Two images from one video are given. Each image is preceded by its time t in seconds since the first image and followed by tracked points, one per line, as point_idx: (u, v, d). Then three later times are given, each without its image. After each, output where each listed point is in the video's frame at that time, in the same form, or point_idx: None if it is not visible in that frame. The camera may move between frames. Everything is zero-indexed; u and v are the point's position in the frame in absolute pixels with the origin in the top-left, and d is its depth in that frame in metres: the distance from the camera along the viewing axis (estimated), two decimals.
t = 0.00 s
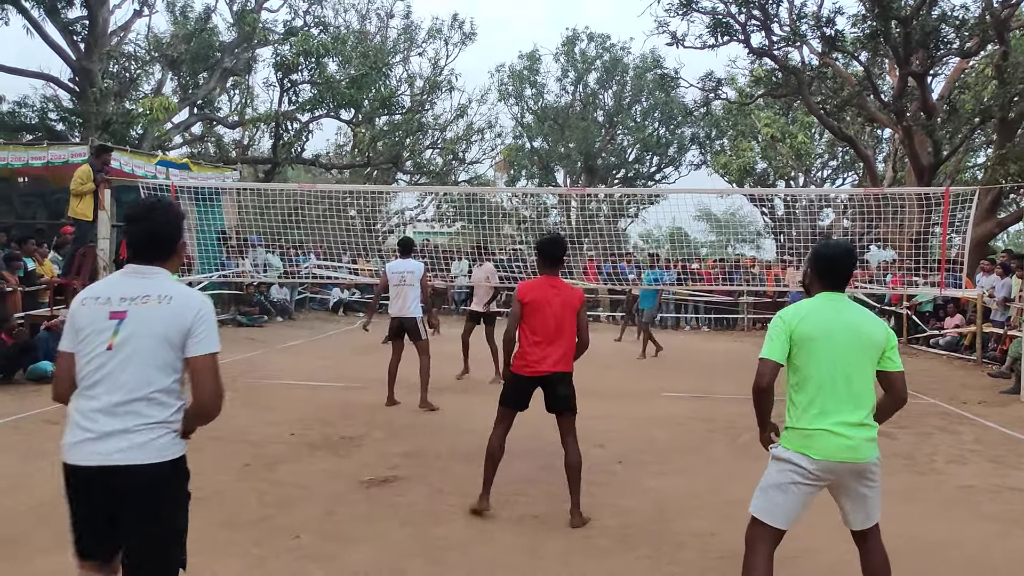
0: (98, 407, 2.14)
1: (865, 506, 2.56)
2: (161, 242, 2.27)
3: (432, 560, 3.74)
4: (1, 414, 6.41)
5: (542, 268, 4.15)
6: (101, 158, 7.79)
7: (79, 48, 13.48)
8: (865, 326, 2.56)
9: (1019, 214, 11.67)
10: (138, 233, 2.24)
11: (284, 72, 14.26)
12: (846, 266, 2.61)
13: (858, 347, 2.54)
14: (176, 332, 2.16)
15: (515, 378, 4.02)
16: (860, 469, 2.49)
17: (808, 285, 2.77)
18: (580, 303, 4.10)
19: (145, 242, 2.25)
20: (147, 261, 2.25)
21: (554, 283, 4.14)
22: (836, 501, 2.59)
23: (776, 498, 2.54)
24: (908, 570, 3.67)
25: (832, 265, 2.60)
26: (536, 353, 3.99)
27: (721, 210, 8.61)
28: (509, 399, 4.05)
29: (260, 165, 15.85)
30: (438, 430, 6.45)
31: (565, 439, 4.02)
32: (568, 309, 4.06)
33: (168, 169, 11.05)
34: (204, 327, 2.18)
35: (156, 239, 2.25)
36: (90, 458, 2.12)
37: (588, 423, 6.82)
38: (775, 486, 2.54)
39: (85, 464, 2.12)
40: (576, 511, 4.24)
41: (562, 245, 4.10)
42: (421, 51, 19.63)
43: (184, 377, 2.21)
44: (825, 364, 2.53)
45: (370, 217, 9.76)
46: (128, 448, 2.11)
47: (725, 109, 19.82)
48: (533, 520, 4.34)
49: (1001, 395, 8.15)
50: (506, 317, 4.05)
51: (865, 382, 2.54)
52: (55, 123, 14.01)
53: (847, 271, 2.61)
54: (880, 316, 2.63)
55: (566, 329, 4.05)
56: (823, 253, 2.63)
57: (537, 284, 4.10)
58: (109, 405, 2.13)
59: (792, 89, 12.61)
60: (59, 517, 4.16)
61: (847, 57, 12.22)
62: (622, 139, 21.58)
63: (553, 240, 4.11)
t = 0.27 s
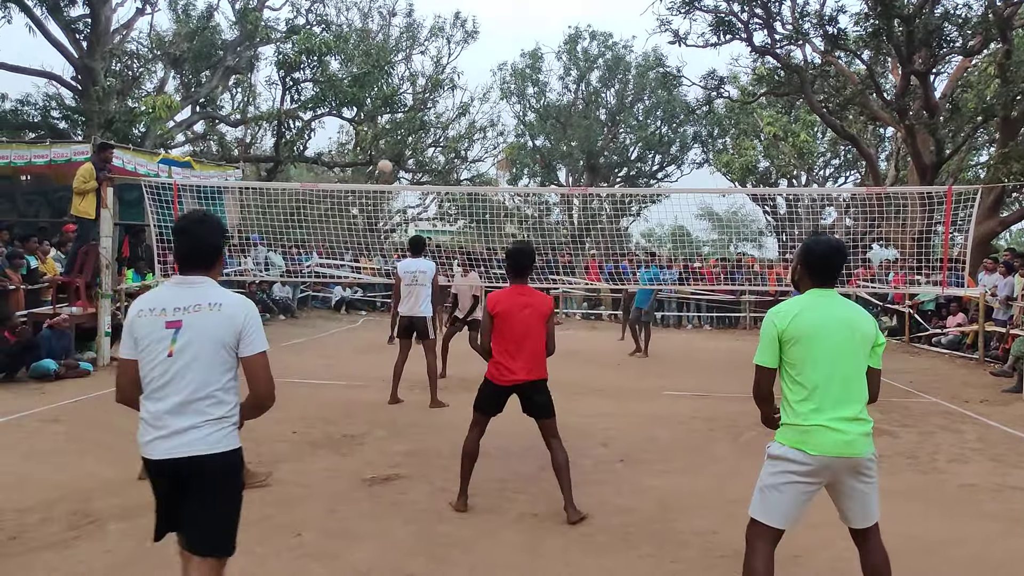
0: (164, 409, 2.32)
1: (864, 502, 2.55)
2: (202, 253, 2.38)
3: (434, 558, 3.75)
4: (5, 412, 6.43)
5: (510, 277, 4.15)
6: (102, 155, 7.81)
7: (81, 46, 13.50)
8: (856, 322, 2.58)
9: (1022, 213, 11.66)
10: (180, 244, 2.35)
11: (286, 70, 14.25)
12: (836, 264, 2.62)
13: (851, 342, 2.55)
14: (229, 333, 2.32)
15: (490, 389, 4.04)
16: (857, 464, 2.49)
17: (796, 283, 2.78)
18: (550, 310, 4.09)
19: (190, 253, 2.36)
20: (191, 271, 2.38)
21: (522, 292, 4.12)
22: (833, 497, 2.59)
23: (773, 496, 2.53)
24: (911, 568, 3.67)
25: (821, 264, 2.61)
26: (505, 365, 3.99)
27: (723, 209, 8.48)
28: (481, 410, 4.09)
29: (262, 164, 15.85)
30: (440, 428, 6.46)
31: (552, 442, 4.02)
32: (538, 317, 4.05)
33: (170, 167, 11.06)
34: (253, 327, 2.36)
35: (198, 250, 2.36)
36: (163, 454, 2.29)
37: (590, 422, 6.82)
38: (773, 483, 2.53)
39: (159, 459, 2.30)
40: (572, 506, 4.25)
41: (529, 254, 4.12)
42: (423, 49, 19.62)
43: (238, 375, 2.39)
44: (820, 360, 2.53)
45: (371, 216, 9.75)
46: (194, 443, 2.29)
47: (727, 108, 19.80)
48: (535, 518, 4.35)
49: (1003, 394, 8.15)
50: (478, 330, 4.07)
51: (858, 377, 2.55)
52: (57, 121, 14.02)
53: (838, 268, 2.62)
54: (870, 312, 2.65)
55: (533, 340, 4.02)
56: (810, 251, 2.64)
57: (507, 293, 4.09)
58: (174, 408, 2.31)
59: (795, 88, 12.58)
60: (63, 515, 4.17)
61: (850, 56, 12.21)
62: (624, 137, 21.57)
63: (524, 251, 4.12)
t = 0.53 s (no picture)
0: (201, 389, 2.54)
1: (863, 500, 2.55)
2: (236, 243, 2.59)
3: (435, 556, 3.75)
4: (6, 410, 6.43)
5: (513, 271, 4.12)
6: (102, 152, 7.78)
7: (82, 44, 13.52)
8: (856, 320, 2.57)
9: None
10: (218, 235, 2.58)
11: (287, 69, 14.24)
12: (837, 262, 2.60)
13: (851, 339, 2.55)
14: (258, 319, 2.51)
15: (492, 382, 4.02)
16: (855, 462, 2.49)
17: (796, 279, 2.77)
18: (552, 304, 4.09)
19: (226, 244, 2.58)
20: (229, 259, 2.59)
21: (526, 285, 4.11)
22: (831, 496, 2.59)
23: (775, 494, 2.52)
24: (913, 567, 3.67)
25: (823, 261, 2.58)
26: (509, 357, 3.99)
27: (725, 207, 8.48)
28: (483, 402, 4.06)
29: (263, 162, 15.86)
30: (441, 427, 6.45)
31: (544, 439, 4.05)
32: (541, 311, 4.05)
33: (171, 166, 11.06)
34: (281, 312, 2.53)
35: (230, 241, 2.57)
36: (199, 428, 2.52)
37: (591, 420, 6.82)
38: (774, 481, 2.52)
39: (195, 432, 2.52)
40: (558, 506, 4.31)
41: (532, 248, 4.08)
42: (424, 48, 19.63)
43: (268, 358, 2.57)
44: (819, 358, 2.53)
45: (372, 214, 9.85)
46: (226, 420, 2.50)
47: (728, 106, 19.79)
48: (536, 517, 4.34)
49: (1005, 393, 8.14)
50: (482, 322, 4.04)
51: (857, 374, 2.55)
52: (59, 120, 14.02)
53: (838, 265, 2.60)
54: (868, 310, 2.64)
55: (537, 333, 4.04)
56: (812, 247, 2.62)
57: (510, 285, 4.09)
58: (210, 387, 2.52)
59: (796, 86, 12.56)
60: (64, 513, 4.16)
61: (852, 54, 12.20)
62: (625, 136, 21.57)
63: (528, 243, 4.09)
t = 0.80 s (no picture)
0: (238, 388, 2.59)
1: (863, 499, 2.54)
2: (274, 247, 2.64)
3: (436, 555, 3.74)
4: (7, 409, 6.44)
5: (539, 266, 4.08)
6: (102, 151, 7.79)
7: (83, 43, 13.53)
8: (854, 318, 2.57)
9: None
10: (252, 239, 2.62)
11: (288, 67, 14.23)
12: (835, 259, 2.58)
13: (850, 338, 2.55)
14: (297, 321, 2.59)
15: (519, 376, 4.00)
16: (854, 460, 2.49)
17: (794, 275, 2.75)
18: (579, 300, 4.07)
19: (261, 248, 2.62)
20: (266, 263, 2.64)
21: (552, 280, 4.08)
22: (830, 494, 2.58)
23: (774, 493, 2.51)
24: (914, 566, 3.67)
25: (821, 258, 2.57)
26: (537, 354, 3.97)
27: (726, 207, 8.51)
28: (507, 398, 4.01)
29: (263, 161, 15.86)
30: (442, 426, 6.46)
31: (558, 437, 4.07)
32: (568, 308, 4.03)
33: (171, 165, 11.08)
34: (316, 315, 2.61)
35: (270, 246, 2.62)
36: (241, 427, 2.56)
37: (592, 419, 6.81)
38: (772, 480, 2.52)
39: (236, 429, 2.57)
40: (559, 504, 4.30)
41: (562, 244, 4.04)
42: (424, 47, 19.63)
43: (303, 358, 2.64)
44: (819, 356, 2.52)
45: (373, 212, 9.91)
46: (269, 417, 2.56)
47: (729, 105, 19.77)
48: (536, 516, 4.34)
49: (1006, 392, 8.13)
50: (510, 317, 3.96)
51: (856, 373, 2.55)
52: (59, 119, 14.02)
53: (835, 262, 2.58)
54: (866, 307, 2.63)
55: (563, 329, 4.04)
56: (810, 245, 2.60)
57: (537, 280, 4.05)
58: (246, 387, 2.57)
59: (797, 85, 12.55)
60: (65, 512, 4.16)
61: (852, 53, 12.20)
62: (626, 135, 21.56)
63: (554, 238, 4.04)
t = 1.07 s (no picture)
0: (248, 380, 2.59)
1: (863, 499, 2.53)
2: (287, 242, 2.68)
3: (435, 555, 3.74)
4: (6, 408, 6.43)
5: (553, 262, 4.00)
6: (101, 150, 7.78)
7: (82, 42, 13.53)
8: (849, 316, 2.55)
9: None
10: (266, 235, 2.66)
11: (287, 66, 14.23)
12: (833, 258, 2.56)
13: (845, 335, 2.54)
14: (308, 314, 2.63)
15: (539, 375, 3.93)
16: (852, 458, 2.48)
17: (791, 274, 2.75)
18: (595, 295, 4.02)
19: (273, 243, 2.66)
20: (278, 258, 2.68)
21: (567, 276, 4.01)
22: (830, 493, 2.57)
23: (773, 493, 2.51)
24: (914, 566, 3.66)
25: (817, 258, 2.56)
26: (557, 353, 3.92)
27: (724, 206, 8.56)
28: (530, 400, 3.95)
29: (262, 160, 15.86)
30: (441, 425, 6.46)
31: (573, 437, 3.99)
32: (585, 303, 3.97)
33: (170, 164, 11.07)
34: (327, 308, 2.66)
35: (283, 242, 2.67)
36: (251, 416, 2.57)
37: (592, 418, 6.81)
38: (772, 480, 2.52)
39: (247, 419, 2.57)
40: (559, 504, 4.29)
41: (576, 239, 3.96)
42: (424, 46, 19.62)
43: (311, 352, 2.67)
44: (815, 354, 2.52)
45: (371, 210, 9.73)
46: (281, 406, 2.58)
47: (728, 104, 19.76)
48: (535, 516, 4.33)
49: (1005, 391, 8.13)
50: (527, 315, 3.88)
51: (853, 370, 2.54)
52: (58, 118, 14.02)
53: (832, 262, 2.56)
54: (863, 304, 2.61)
55: (580, 325, 3.98)
56: (808, 244, 2.59)
57: (552, 276, 3.97)
58: (257, 378, 2.59)
59: (796, 84, 12.54)
60: (64, 511, 4.16)
61: (852, 52, 12.19)
62: (625, 134, 21.56)
63: (567, 232, 3.96)
